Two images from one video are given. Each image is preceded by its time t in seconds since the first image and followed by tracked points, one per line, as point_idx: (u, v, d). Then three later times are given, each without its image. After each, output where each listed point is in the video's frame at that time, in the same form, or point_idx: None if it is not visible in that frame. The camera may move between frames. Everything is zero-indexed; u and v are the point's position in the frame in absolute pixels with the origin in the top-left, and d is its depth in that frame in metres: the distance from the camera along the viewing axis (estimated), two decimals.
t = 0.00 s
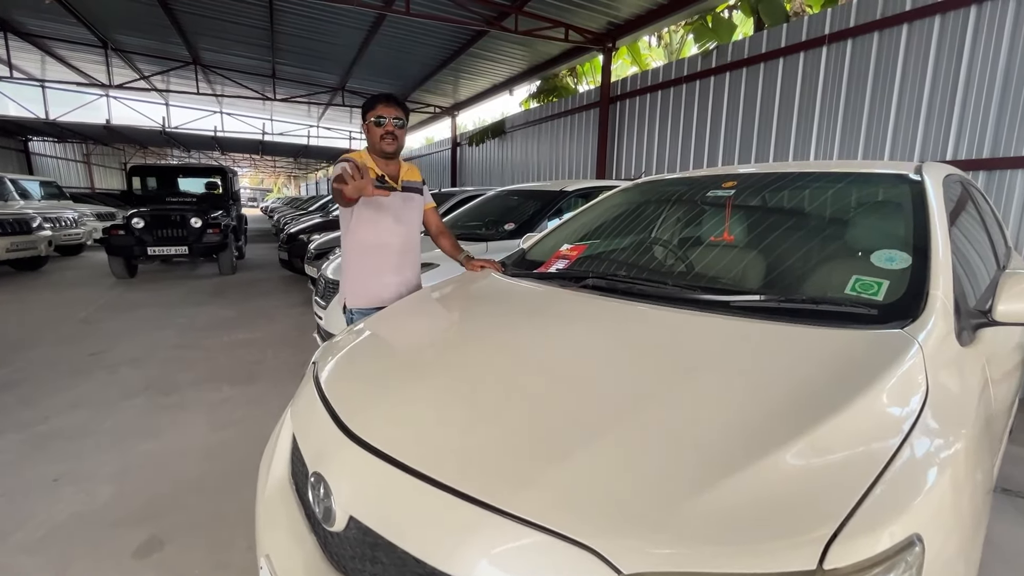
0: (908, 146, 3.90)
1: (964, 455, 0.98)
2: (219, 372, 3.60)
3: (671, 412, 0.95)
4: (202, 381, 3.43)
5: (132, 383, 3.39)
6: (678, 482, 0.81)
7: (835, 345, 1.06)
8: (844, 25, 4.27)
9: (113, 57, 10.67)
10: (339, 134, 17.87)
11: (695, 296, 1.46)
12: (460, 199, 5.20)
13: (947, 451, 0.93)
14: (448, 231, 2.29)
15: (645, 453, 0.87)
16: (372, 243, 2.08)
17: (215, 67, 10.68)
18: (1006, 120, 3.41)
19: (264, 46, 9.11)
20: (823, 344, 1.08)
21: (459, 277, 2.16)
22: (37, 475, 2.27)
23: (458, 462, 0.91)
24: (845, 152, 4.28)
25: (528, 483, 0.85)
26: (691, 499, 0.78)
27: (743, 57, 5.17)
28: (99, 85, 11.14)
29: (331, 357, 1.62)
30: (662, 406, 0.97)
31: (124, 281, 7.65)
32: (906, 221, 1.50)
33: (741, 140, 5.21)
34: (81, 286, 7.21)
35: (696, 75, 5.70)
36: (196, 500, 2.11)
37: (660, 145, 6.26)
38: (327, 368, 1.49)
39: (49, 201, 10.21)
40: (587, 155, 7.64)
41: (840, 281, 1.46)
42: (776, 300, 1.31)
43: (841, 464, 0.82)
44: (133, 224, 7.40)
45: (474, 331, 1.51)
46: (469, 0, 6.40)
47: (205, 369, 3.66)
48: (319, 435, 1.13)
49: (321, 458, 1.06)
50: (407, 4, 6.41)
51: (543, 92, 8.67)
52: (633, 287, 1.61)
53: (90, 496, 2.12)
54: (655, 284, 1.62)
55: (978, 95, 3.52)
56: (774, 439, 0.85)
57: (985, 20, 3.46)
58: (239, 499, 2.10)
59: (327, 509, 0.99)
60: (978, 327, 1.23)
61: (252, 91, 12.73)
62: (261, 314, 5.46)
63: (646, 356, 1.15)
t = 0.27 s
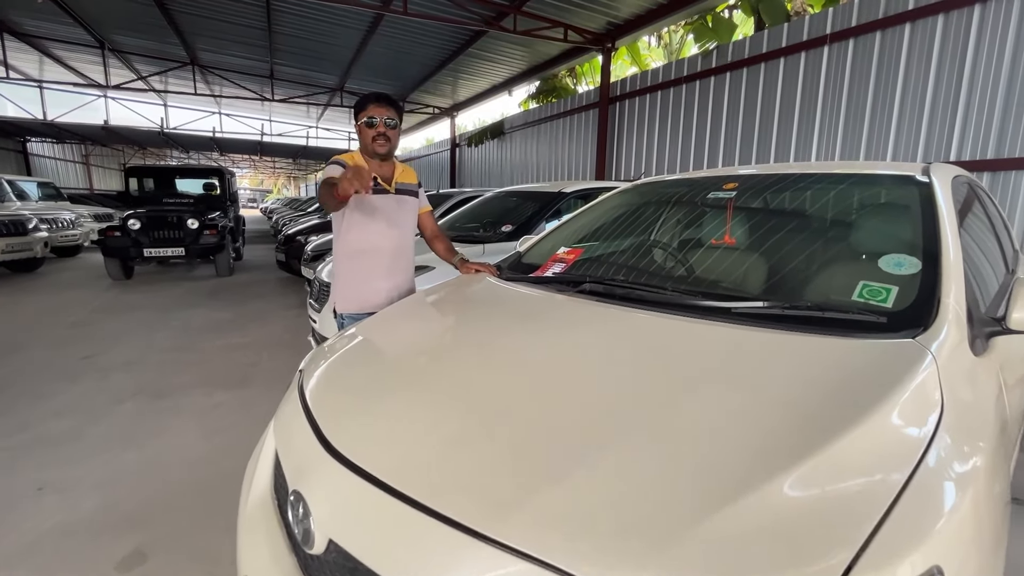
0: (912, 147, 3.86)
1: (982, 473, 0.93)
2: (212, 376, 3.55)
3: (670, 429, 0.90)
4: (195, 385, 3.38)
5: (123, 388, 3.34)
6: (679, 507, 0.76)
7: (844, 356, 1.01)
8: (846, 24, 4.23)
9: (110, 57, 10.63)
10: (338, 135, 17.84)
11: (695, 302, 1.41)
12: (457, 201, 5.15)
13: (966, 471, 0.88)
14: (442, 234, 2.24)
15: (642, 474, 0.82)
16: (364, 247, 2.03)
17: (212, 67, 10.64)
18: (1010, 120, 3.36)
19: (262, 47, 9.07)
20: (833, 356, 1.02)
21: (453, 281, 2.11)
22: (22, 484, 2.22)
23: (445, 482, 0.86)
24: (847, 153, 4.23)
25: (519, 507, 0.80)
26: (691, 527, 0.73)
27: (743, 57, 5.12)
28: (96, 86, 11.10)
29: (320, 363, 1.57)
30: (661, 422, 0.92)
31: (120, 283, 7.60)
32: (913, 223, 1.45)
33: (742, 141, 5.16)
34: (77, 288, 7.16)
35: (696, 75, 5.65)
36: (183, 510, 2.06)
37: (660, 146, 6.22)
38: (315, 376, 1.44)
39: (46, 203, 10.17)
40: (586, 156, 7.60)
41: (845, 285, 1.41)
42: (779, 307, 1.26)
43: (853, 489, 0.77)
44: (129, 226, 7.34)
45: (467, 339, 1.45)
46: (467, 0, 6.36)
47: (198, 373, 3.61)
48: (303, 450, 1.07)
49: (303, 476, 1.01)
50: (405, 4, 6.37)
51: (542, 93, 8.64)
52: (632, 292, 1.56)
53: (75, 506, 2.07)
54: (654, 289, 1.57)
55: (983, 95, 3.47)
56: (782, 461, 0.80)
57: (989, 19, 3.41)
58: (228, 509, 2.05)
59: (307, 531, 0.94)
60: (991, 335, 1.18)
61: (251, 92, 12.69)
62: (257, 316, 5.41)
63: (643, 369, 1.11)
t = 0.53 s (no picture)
0: (914, 148, 3.80)
1: (1005, 494, 0.87)
2: (204, 380, 3.49)
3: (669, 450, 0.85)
4: (186, 389, 3.32)
5: (113, 392, 3.28)
6: (679, 541, 0.70)
7: (854, 370, 0.96)
8: (847, 24, 4.18)
9: (108, 57, 10.58)
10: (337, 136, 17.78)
11: (695, 308, 1.35)
12: (454, 202, 5.10)
13: (987, 493, 0.82)
14: (436, 238, 2.19)
15: (638, 498, 0.77)
16: (355, 249, 1.98)
17: (210, 67, 10.59)
18: (1015, 120, 3.30)
19: (260, 47, 9.02)
20: (842, 370, 0.97)
21: (446, 285, 2.06)
22: (4, 492, 2.16)
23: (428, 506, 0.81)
24: (849, 154, 4.18)
25: (506, 535, 0.74)
26: (690, 557, 0.68)
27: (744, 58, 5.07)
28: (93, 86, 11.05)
29: (307, 370, 1.51)
30: (659, 441, 0.87)
31: (116, 284, 7.55)
32: (920, 226, 1.39)
33: (742, 141, 5.11)
34: (72, 289, 7.10)
35: (696, 76, 5.60)
36: (168, 520, 2.00)
37: (659, 146, 6.17)
38: (301, 384, 1.38)
39: (42, 203, 10.11)
40: (586, 157, 7.55)
41: (850, 290, 1.35)
42: (784, 315, 1.20)
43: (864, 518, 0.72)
44: (124, 227, 7.23)
45: (458, 347, 1.40)
46: None
47: (191, 376, 3.55)
48: (284, 469, 1.02)
49: (282, 497, 0.95)
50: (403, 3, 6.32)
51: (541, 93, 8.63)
52: (630, 298, 1.50)
53: (57, 516, 2.01)
54: (652, 294, 1.52)
55: (987, 96, 3.42)
56: (788, 486, 0.75)
57: (993, 18, 3.36)
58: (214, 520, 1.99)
59: (281, 555, 0.89)
60: (1006, 345, 1.13)
61: (249, 92, 12.65)
62: (252, 318, 5.36)
63: (640, 381, 1.05)
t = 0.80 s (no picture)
0: (916, 148, 3.76)
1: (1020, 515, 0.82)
2: (197, 383, 3.44)
3: (663, 470, 0.81)
4: (177, 393, 3.28)
5: (104, 395, 3.23)
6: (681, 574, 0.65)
7: (864, 382, 0.91)
8: (849, 23, 4.13)
9: (105, 57, 10.54)
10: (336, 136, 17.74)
11: (693, 314, 1.30)
12: (452, 203, 5.05)
13: (1001, 515, 0.78)
14: (429, 239, 2.14)
15: (633, 524, 0.73)
16: (349, 251, 1.93)
17: (208, 67, 10.55)
18: (1020, 120, 3.25)
19: (258, 46, 8.97)
20: (848, 382, 0.92)
21: (439, 288, 2.01)
22: None
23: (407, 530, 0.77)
24: (850, 154, 4.13)
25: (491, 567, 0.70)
26: None
27: (744, 57, 5.02)
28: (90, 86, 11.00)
29: (293, 376, 1.46)
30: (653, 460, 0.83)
31: (112, 285, 7.50)
32: (925, 226, 1.34)
33: (742, 142, 5.06)
34: (67, 290, 7.05)
35: (695, 76, 5.55)
36: (153, 529, 1.96)
37: (659, 146, 6.12)
38: (285, 393, 1.33)
39: (39, 203, 10.06)
40: (585, 158, 7.50)
41: (854, 295, 1.30)
42: (785, 321, 1.16)
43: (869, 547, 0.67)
44: (120, 227, 7.20)
45: (448, 355, 1.35)
46: None
47: (183, 380, 3.50)
48: (262, 489, 0.98)
49: (261, 520, 0.91)
50: (401, 3, 6.27)
51: (540, 93, 8.59)
52: (626, 303, 1.45)
53: (40, 525, 1.96)
54: (648, 298, 1.47)
55: (991, 96, 3.36)
56: (791, 511, 0.70)
57: (998, 17, 3.31)
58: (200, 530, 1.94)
59: None
60: (1019, 353, 1.07)
61: (247, 93, 12.61)
62: (248, 320, 5.30)
63: (634, 393, 1.01)
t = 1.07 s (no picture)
0: (919, 149, 3.71)
1: None
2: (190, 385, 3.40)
3: (659, 488, 0.76)
4: (170, 395, 3.24)
5: (96, 398, 3.19)
6: None
7: (873, 393, 0.86)
8: (850, 22, 4.08)
9: (103, 57, 10.51)
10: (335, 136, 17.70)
11: (691, 318, 1.26)
12: (450, 203, 5.01)
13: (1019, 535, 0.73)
14: (421, 239, 2.10)
15: (628, 548, 0.68)
16: (345, 254, 1.88)
17: (207, 67, 10.52)
18: None
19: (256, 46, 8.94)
20: (855, 393, 0.87)
21: (432, 290, 1.96)
22: None
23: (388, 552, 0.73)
24: (852, 155, 4.08)
25: None
26: None
27: (745, 57, 4.98)
28: (89, 85, 10.97)
29: (279, 382, 1.41)
30: (647, 476, 0.79)
31: (109, 286, 7.46)
32: (931, 227, 1.30)
33: (742, 142, 5.02)
34: (64, 290, 7.01)
35: (695, 75, 5.51)
36: (140, 537, 1.91)
37: (658, 147, 6.08)
38: (270, 400, 1.29)
39: (37, 203, 10.03)
40: (584, 158, 7.46)
41: (858, 298, 1.26)
42: (787, 327, 1.11)
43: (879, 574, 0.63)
44: (117, 227, 7.17)
45: (439, 361, 1.31)
46: None
47: (177, 382, 3.46)
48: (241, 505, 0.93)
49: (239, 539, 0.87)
50: (399, 2, 6.23)
51: (539, 93, 8.56)
52: (622, 307, 1.41)
53: (25, 532, 1.92)
54: (646, 302, 1.42)
55: (995, 95, 3.32)
56: (795, 536, 0.65)
57: (1001, 15, 3.26)
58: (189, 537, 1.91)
59: None
60: None
61: (246, 93, 12.58)
62: (244, 321, 5.26)
63: (629, 404, 0.97)
